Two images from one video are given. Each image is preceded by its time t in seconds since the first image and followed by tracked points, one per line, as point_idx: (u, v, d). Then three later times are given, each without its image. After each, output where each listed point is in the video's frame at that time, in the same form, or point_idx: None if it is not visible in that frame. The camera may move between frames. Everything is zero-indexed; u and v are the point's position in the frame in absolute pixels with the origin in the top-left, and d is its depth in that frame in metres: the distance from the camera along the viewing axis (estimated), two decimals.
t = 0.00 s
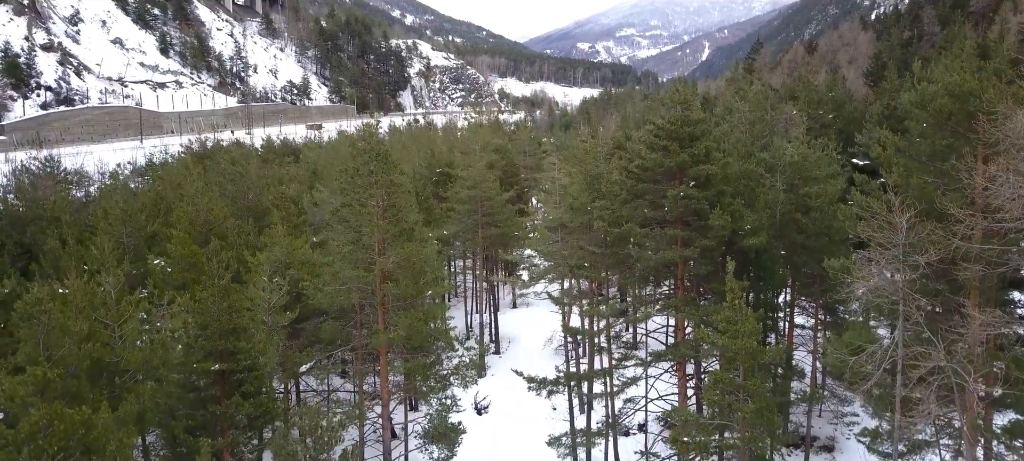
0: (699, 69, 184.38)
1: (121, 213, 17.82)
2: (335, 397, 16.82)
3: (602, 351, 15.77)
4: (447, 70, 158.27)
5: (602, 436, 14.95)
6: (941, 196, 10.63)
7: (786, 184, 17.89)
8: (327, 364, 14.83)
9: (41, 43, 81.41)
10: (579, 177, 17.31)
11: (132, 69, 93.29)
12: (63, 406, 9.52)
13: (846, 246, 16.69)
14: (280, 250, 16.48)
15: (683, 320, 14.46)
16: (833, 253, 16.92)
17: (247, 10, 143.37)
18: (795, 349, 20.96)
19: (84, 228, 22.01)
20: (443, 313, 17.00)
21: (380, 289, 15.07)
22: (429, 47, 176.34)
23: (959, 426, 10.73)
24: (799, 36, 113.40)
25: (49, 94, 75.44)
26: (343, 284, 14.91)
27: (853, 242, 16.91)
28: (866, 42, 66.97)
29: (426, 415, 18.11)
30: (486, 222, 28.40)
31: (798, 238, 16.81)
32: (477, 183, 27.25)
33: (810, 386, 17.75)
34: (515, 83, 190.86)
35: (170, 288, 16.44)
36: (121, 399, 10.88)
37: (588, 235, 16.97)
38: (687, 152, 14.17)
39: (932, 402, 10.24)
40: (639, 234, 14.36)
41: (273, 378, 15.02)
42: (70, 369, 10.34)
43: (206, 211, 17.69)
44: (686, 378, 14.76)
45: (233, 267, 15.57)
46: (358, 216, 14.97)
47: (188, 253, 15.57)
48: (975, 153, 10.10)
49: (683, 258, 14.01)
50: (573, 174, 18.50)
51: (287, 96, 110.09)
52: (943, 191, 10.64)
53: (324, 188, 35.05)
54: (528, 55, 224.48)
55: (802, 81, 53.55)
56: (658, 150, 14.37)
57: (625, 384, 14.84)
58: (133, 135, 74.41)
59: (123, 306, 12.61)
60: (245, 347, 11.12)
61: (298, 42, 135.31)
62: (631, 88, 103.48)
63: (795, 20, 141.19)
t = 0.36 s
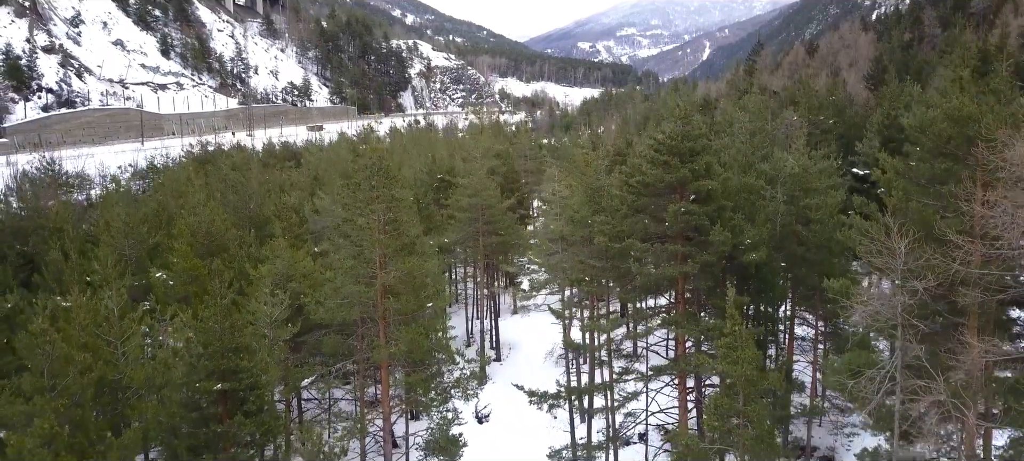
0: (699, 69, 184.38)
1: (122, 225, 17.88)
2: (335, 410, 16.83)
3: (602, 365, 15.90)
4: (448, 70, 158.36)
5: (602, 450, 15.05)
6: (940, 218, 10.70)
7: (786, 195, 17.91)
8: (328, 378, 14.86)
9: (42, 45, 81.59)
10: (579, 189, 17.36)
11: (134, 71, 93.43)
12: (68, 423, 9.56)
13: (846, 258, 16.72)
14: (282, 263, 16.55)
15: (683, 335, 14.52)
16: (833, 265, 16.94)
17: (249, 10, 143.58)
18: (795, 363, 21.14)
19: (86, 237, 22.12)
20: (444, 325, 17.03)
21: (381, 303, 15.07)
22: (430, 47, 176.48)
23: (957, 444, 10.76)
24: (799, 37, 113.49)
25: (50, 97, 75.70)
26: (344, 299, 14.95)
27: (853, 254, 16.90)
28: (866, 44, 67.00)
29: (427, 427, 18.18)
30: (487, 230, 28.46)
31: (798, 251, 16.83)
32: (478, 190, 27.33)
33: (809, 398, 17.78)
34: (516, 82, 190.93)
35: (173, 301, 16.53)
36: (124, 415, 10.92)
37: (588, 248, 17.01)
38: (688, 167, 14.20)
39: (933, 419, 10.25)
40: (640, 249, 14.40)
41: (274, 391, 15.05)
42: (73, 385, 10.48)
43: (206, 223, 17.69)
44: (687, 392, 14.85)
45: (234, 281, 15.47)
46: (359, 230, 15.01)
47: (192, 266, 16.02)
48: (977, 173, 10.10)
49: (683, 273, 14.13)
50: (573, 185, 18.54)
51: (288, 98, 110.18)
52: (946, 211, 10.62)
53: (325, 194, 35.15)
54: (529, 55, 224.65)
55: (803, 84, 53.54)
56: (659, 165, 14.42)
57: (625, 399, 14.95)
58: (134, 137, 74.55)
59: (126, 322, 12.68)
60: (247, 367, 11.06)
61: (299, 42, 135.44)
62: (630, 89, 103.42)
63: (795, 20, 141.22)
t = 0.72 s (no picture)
0: (700, 70, 184.33)
1: (124, 239, 17.92)
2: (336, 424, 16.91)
3: (602, 382, 16.11)
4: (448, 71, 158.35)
5: None
6: (939, 242, 10.77)
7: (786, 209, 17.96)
8: (329, 395, 14.96)
9: (43, 47, 81.65)
10: (580, 204, 17.41)
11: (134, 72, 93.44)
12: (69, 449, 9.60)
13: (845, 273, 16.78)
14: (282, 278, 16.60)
15: (683, 353, 14.64)
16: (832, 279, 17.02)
17: (249, 10, 143.60)
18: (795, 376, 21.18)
19: (87, 248, 22.16)
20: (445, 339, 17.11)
21: (382, 320, 15.12)
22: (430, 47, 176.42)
23: None
24: (800, 38, 113.47)
25: (51, 99, 75.75)
26: (345, 316, 15.02)
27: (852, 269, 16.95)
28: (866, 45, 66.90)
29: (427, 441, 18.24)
30: (487, 238, 28.50)
31: (798, 265, 16.90)
32: (478, 200, 27.37)
33: (808, 412, 17.83)
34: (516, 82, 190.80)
35: (174, 316, 16.57)
36: (127, 437, 10.98)
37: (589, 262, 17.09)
38: (688, 185, 14.26)
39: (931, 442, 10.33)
40: (640, 266, 14.48)
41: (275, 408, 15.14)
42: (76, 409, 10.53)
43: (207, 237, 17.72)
44: (686, 409, 14.98)
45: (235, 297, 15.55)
46: (359, 247, 15.05)
47: (192, 282, 16.11)
48: (977, 198, 10.13)
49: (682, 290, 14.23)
50: (573, 198, 18.59)
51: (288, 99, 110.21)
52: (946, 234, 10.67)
53: (326, 202, 35.17)
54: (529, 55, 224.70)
55: (803, 88, 53.50)
56: (659, 182, 14.45)
57: (625, 415, 15.11)
58: (134, 141, 74.68)
59: (129, 341, 12.48)
60: (248, 388, 11.09)
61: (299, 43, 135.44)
62: (631, 90, 103.36)
63: (796, 20, 141.16)
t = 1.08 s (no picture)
0: (700, 69, 184.17)
1: (125, 249, 18.03)
2: (337, 435, 17.00)
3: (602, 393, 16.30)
4: (449, 70, 158.10)
5: None
6: (937, 262, 10.80)
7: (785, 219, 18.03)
8: (331, 406, 15.05)
9: (43, 47, 81.75)
10: (579, 215, 17.53)
11: (135, 73, 93.45)
12: None
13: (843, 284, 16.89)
14: (283, 289, 16.67)
15: (682, 365, 14.78)
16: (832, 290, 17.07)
17: (250, 9, 143.60)
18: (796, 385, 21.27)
19: (89, 257, 22.28)
20: (446, 350, 17.19)
21: (383, 333, 15.20)
22: (431, 46, 176.25)
23: None
24: (800, 38, 113.42)
25: (52, 100, 75.83)
26: (345, 328, 15.11)
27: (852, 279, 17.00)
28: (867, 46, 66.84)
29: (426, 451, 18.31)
30: (487, 244, 28.55)
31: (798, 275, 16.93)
32: (478, 206, 27.44)
33: (808, 422, 17.88)
34: (517, 81, 190.60)
35: (176, 326, 16.66)
36: (131, 452, 11.07)
37: (589, 273, 17.19)
38: (687, 198, 14.32)
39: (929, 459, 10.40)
40: (640, 279, 14.58)
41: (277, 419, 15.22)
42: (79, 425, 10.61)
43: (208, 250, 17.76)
44: (686, 421, 15.09)
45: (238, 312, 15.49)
46: (360, 259, 15.12)
47: (193, 293, 16.26)
48: (975, 218, 10.18)
49: (682, 304, 14.29)
50: (573, 208, 18.64)
51: (289, 98, 110.11)
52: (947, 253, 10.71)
53: (326, 207, 35.26)
54: (530, 54, 224.61)
55: (804, 90, 53.47)
56: (659, 194, 14.49)
57: (624, 427, 15.23)
58: (135, 142, 74.78)
59: (130, 356, 12.08)
60: (249, 405, 11.12)
61: (300, 42, 135.48)
62: (631, 90, 103.27)
63: (796, 19, 140.95)
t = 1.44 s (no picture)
0: (701, 62, 183.44)
1: (127, 254, 18.09)
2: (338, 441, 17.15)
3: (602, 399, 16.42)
4: (449, 63, 157.60)
5: None
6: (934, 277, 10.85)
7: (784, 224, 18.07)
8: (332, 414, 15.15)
9: (43, 42, 81.59)
10: (579, 220, 17.57)
11: (135, 67, 93.28)
12: None
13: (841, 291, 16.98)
14: (284, 295, 16.78)
15: (680, 373, 14.90)
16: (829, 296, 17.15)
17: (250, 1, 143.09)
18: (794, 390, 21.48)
19: (90, 260, 22.35)
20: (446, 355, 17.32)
21: (384, 340, 15.32)
22: (431, 39, 175.62)
23: None
24: (801, 31, 112.96)
25: (52, 95, 75.71)
26: (346, 336, 15.22)
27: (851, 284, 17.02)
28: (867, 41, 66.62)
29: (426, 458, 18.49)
30: (487, 245, 28.62)
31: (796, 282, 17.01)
32: (478, 208, 27.47)
33: (805, 428, 18.04)
34: (517, 74, 190.01)
35: (178, 333, 16.74)
36: None
37: (589, 279, 17.27)
38: (687, 206, 14.35)
39: None
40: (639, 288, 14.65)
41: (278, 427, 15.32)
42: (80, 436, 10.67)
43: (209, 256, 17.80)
44: (684, 428, 15.22)
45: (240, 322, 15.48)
46: (361, 268, 15.17)
47: (195, 301, 16.28)
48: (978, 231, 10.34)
49: (681, 312, 14.36)
50: (573, 213, 18.68)
51: (289, 92, 109.91)
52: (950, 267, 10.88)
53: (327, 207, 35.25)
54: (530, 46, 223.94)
55: (805, 86, 53.27)
56: (659, 203, 14.51)
57: (623, 434, 15.37)
58: (135, 137, 74.69)
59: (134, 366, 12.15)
60: (251, 416, 10.93)
61: (300, 36, 135.06)
62: (631, 83, 102.95)
63: (797, 12, 140.36)
